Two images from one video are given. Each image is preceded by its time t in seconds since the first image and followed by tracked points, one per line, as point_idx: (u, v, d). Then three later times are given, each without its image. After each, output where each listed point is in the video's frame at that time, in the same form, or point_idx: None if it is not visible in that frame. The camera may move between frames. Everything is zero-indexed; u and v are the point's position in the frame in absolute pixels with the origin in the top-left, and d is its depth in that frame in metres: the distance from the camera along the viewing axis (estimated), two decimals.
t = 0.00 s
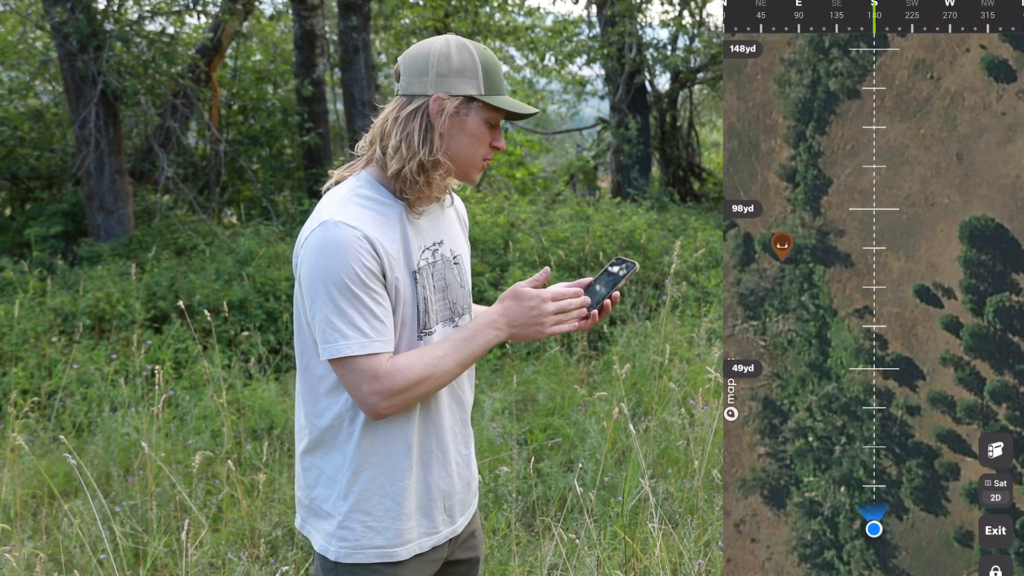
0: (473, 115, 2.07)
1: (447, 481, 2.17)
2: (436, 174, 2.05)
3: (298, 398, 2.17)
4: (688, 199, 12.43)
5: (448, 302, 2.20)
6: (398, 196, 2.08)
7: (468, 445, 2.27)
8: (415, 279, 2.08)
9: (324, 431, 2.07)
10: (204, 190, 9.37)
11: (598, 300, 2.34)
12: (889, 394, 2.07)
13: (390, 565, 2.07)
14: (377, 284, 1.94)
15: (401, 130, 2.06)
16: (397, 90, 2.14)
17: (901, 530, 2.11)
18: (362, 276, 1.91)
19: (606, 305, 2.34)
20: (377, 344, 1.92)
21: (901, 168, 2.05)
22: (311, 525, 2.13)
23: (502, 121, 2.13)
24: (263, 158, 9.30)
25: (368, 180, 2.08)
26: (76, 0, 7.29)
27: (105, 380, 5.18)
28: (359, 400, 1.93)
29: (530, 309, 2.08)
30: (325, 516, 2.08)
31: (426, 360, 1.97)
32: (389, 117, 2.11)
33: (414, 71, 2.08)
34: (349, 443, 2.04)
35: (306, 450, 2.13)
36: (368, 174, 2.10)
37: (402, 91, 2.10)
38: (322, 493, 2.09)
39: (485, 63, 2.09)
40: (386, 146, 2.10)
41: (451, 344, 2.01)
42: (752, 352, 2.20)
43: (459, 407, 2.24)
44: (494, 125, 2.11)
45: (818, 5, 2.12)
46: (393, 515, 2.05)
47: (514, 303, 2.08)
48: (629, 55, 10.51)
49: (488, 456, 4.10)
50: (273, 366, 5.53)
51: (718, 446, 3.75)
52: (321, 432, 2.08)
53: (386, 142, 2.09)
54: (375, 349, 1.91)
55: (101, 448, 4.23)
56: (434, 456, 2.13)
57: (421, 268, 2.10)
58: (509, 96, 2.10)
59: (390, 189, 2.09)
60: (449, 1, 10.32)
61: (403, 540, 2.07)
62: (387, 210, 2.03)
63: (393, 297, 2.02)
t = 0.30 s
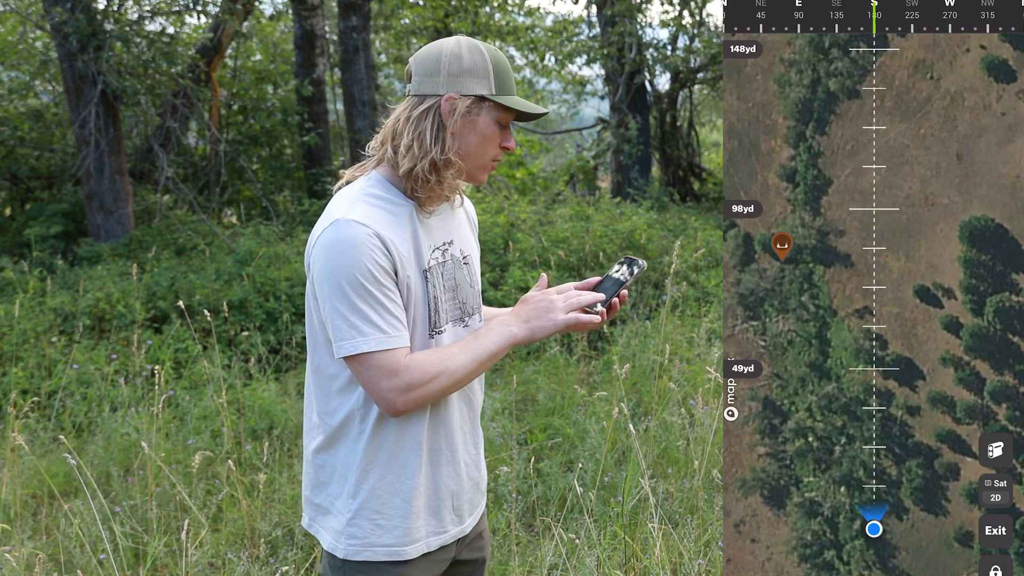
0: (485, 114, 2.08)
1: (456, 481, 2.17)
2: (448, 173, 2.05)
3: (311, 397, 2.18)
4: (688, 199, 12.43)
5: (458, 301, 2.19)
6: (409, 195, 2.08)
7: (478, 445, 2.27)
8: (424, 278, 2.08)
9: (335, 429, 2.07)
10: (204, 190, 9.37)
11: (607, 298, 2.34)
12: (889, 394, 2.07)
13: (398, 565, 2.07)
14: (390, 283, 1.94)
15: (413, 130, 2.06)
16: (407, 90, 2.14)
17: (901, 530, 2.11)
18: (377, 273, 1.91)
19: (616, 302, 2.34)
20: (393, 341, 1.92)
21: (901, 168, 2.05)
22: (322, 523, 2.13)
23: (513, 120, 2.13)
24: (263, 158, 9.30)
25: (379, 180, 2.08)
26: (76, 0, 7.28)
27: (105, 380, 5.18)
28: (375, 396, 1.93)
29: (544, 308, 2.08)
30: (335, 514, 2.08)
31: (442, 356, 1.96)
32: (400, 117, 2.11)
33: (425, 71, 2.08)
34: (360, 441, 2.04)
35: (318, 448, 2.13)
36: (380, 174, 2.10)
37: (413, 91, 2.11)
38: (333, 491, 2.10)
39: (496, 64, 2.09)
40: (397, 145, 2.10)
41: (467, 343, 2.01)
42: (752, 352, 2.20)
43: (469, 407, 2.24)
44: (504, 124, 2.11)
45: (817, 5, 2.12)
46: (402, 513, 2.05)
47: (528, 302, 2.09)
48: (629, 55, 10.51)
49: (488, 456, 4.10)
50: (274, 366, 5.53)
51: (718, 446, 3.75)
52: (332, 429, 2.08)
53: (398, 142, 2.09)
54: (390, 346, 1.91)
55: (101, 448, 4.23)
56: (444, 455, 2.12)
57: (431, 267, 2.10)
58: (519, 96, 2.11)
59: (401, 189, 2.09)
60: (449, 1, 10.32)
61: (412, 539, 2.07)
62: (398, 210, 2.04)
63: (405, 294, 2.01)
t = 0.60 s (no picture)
0: (490, 115, 2.08)
1: (461, 481, 2.17)
2: (454, 172, 2.05)
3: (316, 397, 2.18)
4: (688, 199, 12.43)
5: (463, 302, 2.20)
6: (415, 196, 2.08)
7: (482, 446, 2.27)
8: (429, 279, 2.08)
9: (340, 429, 2.07)
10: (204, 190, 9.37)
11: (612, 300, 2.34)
12: (889, 394, 2.07)
13: (404, 565, 2.07)
14: (396, 283, 1.94)
15: (418, 130, 2.06)
16: (412, 90, 2.14)
17: (901, 531, 2.11)
18: (384, 273, 1.91)
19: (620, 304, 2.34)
20: (401, 340, 1.92)
21: (901, 169, 2.05)
22: (327, 523, 2.13)
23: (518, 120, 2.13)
24: (263, 158, 9.30)
25: (385, 180, 2.08)
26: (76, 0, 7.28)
27: (105, 380, 5.18)
28: (382, 397, 1.93)
29: (549, 309, 2.08)
30: (340, 514, 2.08)
31: (447, 356, 1.96)
32: (405, 117, 2.11)
33: (430, 71, 2.08)
34: (365, 441, 2.04)
35: (323, 448, 2.13)
36: (386, 174, 2.10)
37: (418, 91, 2.11)
38: (337, 491, 2.10)
39: (501, 66, 2.09)
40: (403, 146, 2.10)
41: (473, 344, 2.00)
42: (753, 352, 2.20)
43: (473, 408, 2.24)
44: (510, 124, 2.11)
45: (817, 4, 2.12)
46: (406, 513, 2.05)
47: (533, 304, 2.09)
48: (629, 55, 10.51)
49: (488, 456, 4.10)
50: (274, 366, 5.53)
51: (718, 446, 3.75)
52: (337, 429, 2.08)
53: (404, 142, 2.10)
54: (397, 346, 1.91)
55: (101, 448, 4.23)
56: (448, 455, 2.12)
57: (437, 268, 2.10)
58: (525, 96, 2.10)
59: (406, 189, 2.09)
60: (448, 1, 10.32)
61: (417, 538, 2.07)
62: (404, 210, 2.04)
63: (411, 294, 2.01)
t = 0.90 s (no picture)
0: (479, 109, 2.07)
1: (467, 483, 2.17)
2: (446, 167, 2.05)
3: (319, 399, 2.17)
4: (688, 199, 12.43)
5: (468, 303, 2.20)
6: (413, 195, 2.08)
7: (487, 446, 2.27)
8: (433, 280, 2.07)
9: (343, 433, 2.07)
10: (204, 190, 9.38)
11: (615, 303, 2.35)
12: (889, 394, 2.07)
13: (410, 565, 2.07)
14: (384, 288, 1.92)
15: (410, 129, 2.07)
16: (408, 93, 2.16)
17: (901, 530, 2.11)
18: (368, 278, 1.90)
19: (623, 306, 2.35)
20: (377, 351, 1.90)
21: (901, 169, 2.05)
22: (331, 526, 2.13)
23: (511, 112, 2.11)
24: (263, 158, 9.29)
25: (383, 181, 2.09)
26: (76, 0, 7.28)
27: (105, 380, 5.18)
28: (350, 405, 1.93)
29: (533, 333, 2.01)
30: (345, 517, 2.08)
31: (423, 371, 1.94)
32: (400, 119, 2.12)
33: (420, 71, 2.11)
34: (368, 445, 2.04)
35: (326, 451, 2.13)
36: (384, 176, 2.11)
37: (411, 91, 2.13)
38: (341, 494, 2.09)
39: (485, 50, 2.09)
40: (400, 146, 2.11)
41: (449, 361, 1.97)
42: (750, 352, 2.21)
43: (477, 409, 2.23)
44: (502, 116, 2.10)
45: (817, 5, 2.12)
46: (412, 516, 2.05)
47: (518, 322, 2.02)
48: (629, 55, 10.51)
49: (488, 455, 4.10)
50: (274, 366, 5.53)
51: (718, 446, 3.75)
52: (341, 433, 2.07)
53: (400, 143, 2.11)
54: (374, 356, 1.90)
55: (101, 448, 4.23)
56: (454, 457, 2.13)
57: (440, 270, 2.10)
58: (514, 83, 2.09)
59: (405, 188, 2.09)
60: (448, 1, 10.30)
61: (423, 540, 2.08)
62: (399, 208, 2.03)
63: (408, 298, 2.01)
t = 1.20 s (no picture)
0: (413, 101, 2.15)
1: (461, 486, 2.17)
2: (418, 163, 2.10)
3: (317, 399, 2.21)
4: (688, 199, 12.43)
5: (467, 306, 2.21)
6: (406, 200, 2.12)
7: (484, 450, 2.27)
8: (424, 280, 2.09)
9: (333, 434, 2.10)
10: (204, 190, 9.38)
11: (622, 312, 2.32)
12: (872, 394, 2.11)
13: (399, 566, 2.08)
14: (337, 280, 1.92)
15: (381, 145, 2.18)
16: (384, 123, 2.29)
17: (900, 527, 2.14)
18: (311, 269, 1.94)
19: (631, 315, 2.31)
20: (309, 341, 1.92)
21: (857, 168, 2.12)
22: (327, 525, 2.16)
23: (453, 89, 2.13)
24: (263, 158, 9.30)
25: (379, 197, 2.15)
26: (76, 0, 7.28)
27: (105, 380, 5.18)
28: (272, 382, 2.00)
29: (431, 371, 1.83)
30: (335, 516, 2.11)
31: (325, 371, 1.91)
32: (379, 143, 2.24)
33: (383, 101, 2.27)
34: (354, 446, 2.05)
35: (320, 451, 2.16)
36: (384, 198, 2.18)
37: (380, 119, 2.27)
38: (331, 494, 2.12)
39: (412, 47, 2.15)
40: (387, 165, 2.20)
41: (352, 373, 1.90)
42: (754, 350, 2.26)
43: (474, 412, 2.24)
44: (444, 97, 2.13)
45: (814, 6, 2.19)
46: (401, 517, 2.07)
47: (423, 357, 1.86)
48: (629, 55, 10.52)
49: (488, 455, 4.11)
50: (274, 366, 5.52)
51: (718, 446, 3.75)
52: (331, 434, 2.11)
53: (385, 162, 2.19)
54: (298, 343, 1.93)
55: (101, 448, 4.23)
56: (446, 460, 2.13)
57: (433, 271, 2.11)
58: (442, 56, 2.11)
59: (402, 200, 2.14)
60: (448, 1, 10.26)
61: (413, 542, 2.08)
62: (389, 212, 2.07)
63: (386, 297, 2.02)
